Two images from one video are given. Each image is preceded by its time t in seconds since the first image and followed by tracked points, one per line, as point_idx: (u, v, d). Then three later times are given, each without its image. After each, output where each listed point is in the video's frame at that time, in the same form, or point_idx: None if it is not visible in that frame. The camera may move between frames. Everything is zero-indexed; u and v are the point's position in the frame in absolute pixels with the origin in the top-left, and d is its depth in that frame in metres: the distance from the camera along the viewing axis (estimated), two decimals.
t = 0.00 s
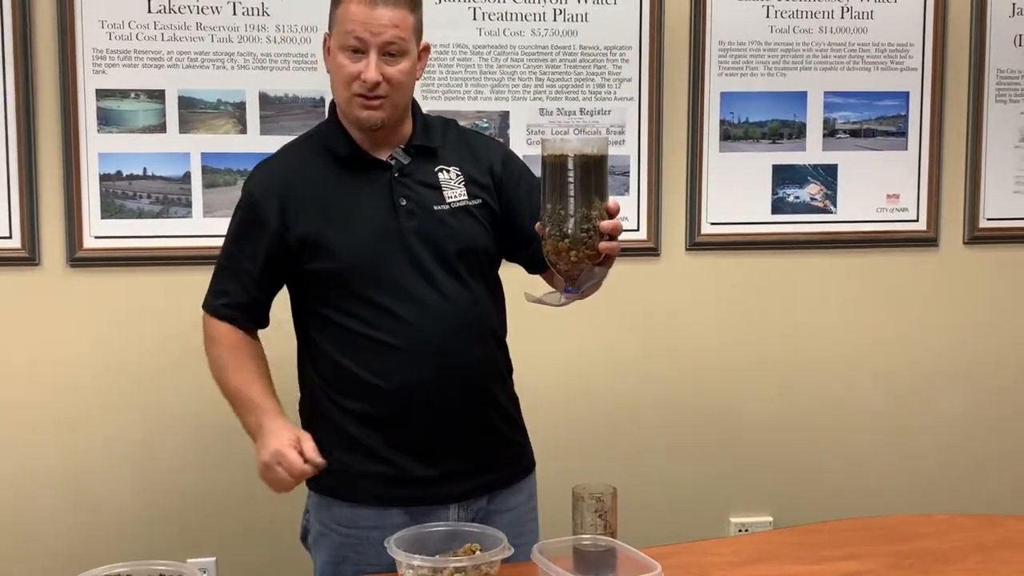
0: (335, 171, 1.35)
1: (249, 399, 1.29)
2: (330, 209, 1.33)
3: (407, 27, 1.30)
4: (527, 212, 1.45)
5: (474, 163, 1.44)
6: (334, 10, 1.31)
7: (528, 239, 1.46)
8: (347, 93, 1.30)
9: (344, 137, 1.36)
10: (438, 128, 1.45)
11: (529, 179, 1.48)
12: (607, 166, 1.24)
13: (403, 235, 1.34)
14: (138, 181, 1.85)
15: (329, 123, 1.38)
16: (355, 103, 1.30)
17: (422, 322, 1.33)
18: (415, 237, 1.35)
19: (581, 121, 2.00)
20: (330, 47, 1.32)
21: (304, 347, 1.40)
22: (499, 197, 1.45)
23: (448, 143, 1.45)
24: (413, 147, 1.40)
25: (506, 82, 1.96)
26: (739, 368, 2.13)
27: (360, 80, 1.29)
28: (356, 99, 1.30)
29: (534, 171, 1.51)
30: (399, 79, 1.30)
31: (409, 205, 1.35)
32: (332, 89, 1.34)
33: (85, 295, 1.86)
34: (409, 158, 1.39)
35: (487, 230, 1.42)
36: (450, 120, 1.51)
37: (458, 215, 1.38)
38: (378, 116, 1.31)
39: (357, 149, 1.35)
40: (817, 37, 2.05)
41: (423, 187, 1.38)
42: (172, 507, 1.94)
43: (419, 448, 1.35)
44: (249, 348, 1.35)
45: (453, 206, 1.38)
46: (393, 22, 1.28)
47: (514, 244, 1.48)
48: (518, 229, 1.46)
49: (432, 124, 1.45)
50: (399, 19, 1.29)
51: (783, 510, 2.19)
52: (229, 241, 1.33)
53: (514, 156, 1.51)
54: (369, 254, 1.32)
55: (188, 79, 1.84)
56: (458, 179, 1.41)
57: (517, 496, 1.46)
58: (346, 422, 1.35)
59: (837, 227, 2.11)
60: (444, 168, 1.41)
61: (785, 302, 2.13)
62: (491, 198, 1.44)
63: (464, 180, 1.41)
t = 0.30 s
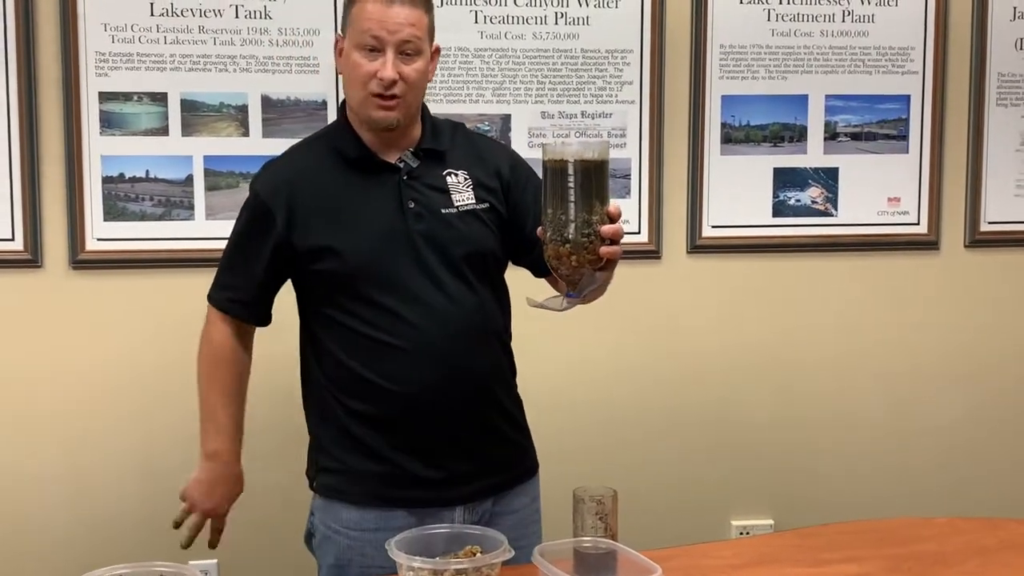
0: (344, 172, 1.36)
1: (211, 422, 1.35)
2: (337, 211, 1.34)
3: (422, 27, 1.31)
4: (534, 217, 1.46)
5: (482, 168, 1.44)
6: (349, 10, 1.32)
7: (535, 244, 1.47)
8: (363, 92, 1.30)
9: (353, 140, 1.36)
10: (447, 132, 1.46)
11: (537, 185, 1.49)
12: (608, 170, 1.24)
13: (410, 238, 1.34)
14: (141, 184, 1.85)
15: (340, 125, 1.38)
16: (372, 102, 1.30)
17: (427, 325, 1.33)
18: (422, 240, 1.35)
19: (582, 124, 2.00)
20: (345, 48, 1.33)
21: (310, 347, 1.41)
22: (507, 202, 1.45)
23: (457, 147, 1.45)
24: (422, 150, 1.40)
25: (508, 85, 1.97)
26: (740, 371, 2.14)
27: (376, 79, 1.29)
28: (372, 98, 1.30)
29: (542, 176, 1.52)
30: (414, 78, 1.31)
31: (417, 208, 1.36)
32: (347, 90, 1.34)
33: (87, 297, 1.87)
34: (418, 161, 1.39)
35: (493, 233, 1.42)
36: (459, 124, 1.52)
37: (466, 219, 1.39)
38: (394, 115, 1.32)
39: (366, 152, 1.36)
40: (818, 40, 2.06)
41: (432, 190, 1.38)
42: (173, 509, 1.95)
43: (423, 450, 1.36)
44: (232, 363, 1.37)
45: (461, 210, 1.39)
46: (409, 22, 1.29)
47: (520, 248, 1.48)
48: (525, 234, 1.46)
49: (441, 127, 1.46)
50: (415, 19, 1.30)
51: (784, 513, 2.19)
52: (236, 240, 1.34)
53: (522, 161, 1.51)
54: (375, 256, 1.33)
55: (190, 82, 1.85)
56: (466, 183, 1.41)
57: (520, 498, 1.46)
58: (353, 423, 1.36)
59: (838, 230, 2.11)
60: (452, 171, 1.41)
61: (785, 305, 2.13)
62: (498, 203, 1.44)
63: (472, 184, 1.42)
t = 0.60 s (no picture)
0: (352, 174, 1.36)
1: (233, 403, 1.27)
2: (344, 212, 1.34)
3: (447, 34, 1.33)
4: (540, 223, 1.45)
5: (490, 172, 1.44)
6: (376, 17, 1.30)
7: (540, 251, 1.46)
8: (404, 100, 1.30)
9: (363, 142, 1.37)
10: (457, 136, 1.46)
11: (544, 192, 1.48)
12: (615, 180, 1.23)
13: (415, 241, 1.35)
14: (147, 188, 1.86)
15: (352, 127, 1.39)
16: (413, 111, 1.31)
17: (430, 328, 1.33)
18: (427, 243, 1.35)
19: (587, 128, 2.01)
20: (374, 56, 1.31)
21: (314, 349, 1.41)
22: (513, 207, 1.45)
23: (466, 151, 1.45)
24: (431, 153, 1.40)
25: (513, 89, 1.97)
26: (745, 375, 2.13)
27: (416, 87, 1.29)
28: (414, 106, 1.30)
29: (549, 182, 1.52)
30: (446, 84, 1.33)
31: (423, 211, 1.36)
32: (378, 98, 1.33)
33: (93, 301, 1.87)
34: (427, 164, 1.39)
35: (499, 238, 1.42)
36: (469, 128, 1.52)
37: (471, 223, 1.39)
38: (431, 121, 1.33)
39: (376, 154, 1.36)
40: (823, 44, 2.06)
41: (440, 194, 1.38)
42: (179, 512, 1.95)
43: (425, 453, 1.36)
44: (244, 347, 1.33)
45: (467, 214, 1.39)
46: (439, 28, 1.30)
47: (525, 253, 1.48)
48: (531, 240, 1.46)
49: (451, 131, 1.46)
50: (443, 25, 1.32)
51: (790, 517, 2.18)
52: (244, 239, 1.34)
53: (530, 167, 1.51)
54: (380, 259, 1.33)
55: (196, 86, 1.85)
56: (473, 187, 1.41)
57: (521, 503, 1.46)
58: (355, 426, 1.36)
59: (843, 234, 2.11)
60: (459, 175, 1.41)
61: (791, 309, 2.13)
62: (505, 208, 1.44)
63: (479, 189, 1.42)
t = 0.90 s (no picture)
0: (364, 177, 1.36)
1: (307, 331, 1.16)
2: (356, 214, 1.33)
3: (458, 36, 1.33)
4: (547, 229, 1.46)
5: (499, 178, 1.45)
6: (387, 21, 1.30)
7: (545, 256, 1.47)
8: (416, 104, 1.30)
9: (376, 146, 1.37)
10: (468, 140, 1.46)
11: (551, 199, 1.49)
12: (621, 189, 1.23)
13: (424, 245, 1.35)
14: (152, 193, 1.86)
15: (364, 130, 1.39)
16: (425, 115, 1.31)
17: (435, 332, 1.34)
18: (435, 247, 1.36)
19: (591, 132, 2.01)
20: (385, 60, 1.31)
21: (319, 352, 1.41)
22: (521, 213, 1.46)
23: (477, 156, 1.46)
24: (442, 157, 1.41)
25: (517, 92, 1.97)
26: (750, 377, 2.13)
27: (428, 91, 1.30)
28: (425, 110, 1.31)
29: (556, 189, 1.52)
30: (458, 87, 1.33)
31: (433, 214, 1.37)
32: (390, 102, 1.33)
33: (99, 306, 1.88)
34: (438, 168, 1.40)
35: (506, 244, 1.42)
36: (479, 133, 1.52)
37: (480, 228, 1.40)
38: (444, 124, 1.33)
39: (388, 158, 1.36)
40: (827, 46, 2.05)
41: (450, 198, 1.39)
42: (184, 515, 1.95)
43: (429, 457, 1.36)
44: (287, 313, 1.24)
45: (476, 218, 1.40)
46: (450, 30, 1.30)
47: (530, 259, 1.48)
48: (536, 246, 1.46)
49: (462, 136, 1.47)
50: (454, 28, 1.32)
51: (796, 520, 2.17)
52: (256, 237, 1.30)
53: (539, 174, 1.52)
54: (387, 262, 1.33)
55: (200, 91, 1.86)
56: (482, 191, 1.42)
57: (523, 506, 1.46)
58: (360, 429, 1.35)
59: (848, 236, 2.10)
60: (469, 179, 1.42)
61: (796, 311, 2.12)
62: (513, 213, 1.44)
63: (489, 194, 1.42)
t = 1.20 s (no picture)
0: (371, 176, 1.36)
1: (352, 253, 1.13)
2: (363, 212, 1.34)
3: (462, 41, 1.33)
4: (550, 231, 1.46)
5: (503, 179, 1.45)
6: (392, 26, 1.30)
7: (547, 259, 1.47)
8: (421, 109, 1.30)
9: (383, 146, 1.37)
10: (473, 142, 1.47)
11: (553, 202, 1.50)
12: (620, 196, 1.23)
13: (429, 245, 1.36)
14: (153, 199, 1.86)
15: (368, 131, 1.39)
16: (431, 120, 1.31)
17: (437, 333, 1.34)
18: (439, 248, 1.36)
19: (591, 135, 2.00)
20: (390, 66, 1.31)
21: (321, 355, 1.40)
22: (524, 215, 1.46)
23: (481, 158, 1.46)
24: (447, 158, 1.42)
25: (516, 96, 1.97)
26: (751, 380, 2.13)
27: (434, 96, 1.29)
28: (431, 115, 1.31)
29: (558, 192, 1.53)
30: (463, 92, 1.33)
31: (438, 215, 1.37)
32: (395, 106, 1.33)
33: (99, 312, 1.88)
34: (443, 169, 1.41)
35: (509, 245, 1.43)
36: (484, 135, 1.53)
37: (484, 229, 1.40)
38: (449, 129, 1.33)
39: (395, 158, 1.37)
40: (826, 49, 2.06)
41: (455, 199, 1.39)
42: (185, 521, 1.95)
43: (431, 459, 1.36)
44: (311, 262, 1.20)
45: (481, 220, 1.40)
46: (454, 34, 1.31)
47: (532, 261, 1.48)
48: (539, 248, 1.46)
49: (467, 138, 1.47)
50: (459, 33, 1.32)
51: (798, 523, 2.17)
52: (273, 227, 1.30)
53: (542, 177, 1.53)
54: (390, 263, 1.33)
55: (200, 97, 1.86)
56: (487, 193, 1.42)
57: (523, 510, 1.45)
58: (361, 431, 1.35)
59: (848, 239, 2.10)
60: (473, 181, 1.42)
61: (797, 314, 2.12)
62: (516, 215, 1.45)
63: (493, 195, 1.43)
